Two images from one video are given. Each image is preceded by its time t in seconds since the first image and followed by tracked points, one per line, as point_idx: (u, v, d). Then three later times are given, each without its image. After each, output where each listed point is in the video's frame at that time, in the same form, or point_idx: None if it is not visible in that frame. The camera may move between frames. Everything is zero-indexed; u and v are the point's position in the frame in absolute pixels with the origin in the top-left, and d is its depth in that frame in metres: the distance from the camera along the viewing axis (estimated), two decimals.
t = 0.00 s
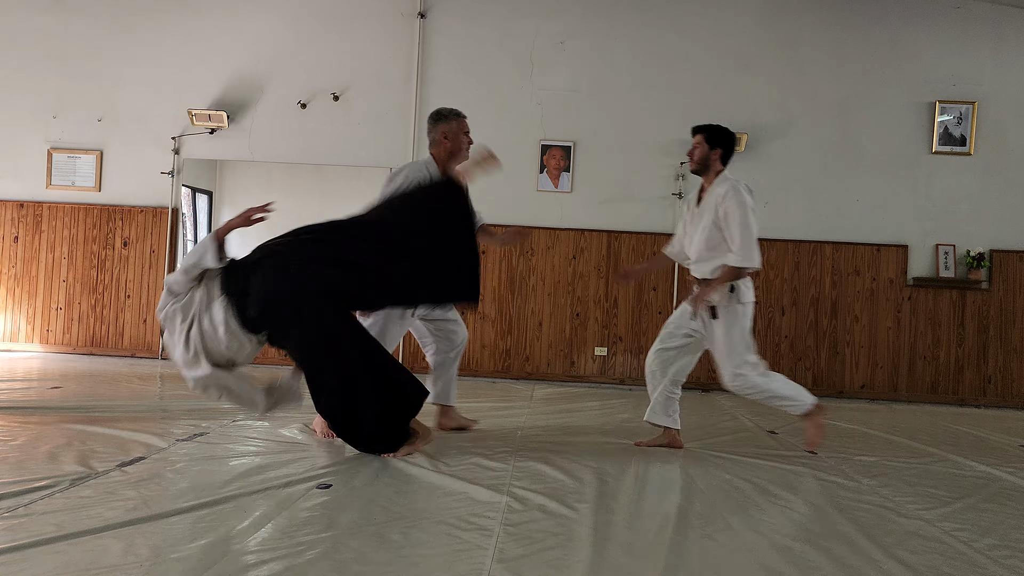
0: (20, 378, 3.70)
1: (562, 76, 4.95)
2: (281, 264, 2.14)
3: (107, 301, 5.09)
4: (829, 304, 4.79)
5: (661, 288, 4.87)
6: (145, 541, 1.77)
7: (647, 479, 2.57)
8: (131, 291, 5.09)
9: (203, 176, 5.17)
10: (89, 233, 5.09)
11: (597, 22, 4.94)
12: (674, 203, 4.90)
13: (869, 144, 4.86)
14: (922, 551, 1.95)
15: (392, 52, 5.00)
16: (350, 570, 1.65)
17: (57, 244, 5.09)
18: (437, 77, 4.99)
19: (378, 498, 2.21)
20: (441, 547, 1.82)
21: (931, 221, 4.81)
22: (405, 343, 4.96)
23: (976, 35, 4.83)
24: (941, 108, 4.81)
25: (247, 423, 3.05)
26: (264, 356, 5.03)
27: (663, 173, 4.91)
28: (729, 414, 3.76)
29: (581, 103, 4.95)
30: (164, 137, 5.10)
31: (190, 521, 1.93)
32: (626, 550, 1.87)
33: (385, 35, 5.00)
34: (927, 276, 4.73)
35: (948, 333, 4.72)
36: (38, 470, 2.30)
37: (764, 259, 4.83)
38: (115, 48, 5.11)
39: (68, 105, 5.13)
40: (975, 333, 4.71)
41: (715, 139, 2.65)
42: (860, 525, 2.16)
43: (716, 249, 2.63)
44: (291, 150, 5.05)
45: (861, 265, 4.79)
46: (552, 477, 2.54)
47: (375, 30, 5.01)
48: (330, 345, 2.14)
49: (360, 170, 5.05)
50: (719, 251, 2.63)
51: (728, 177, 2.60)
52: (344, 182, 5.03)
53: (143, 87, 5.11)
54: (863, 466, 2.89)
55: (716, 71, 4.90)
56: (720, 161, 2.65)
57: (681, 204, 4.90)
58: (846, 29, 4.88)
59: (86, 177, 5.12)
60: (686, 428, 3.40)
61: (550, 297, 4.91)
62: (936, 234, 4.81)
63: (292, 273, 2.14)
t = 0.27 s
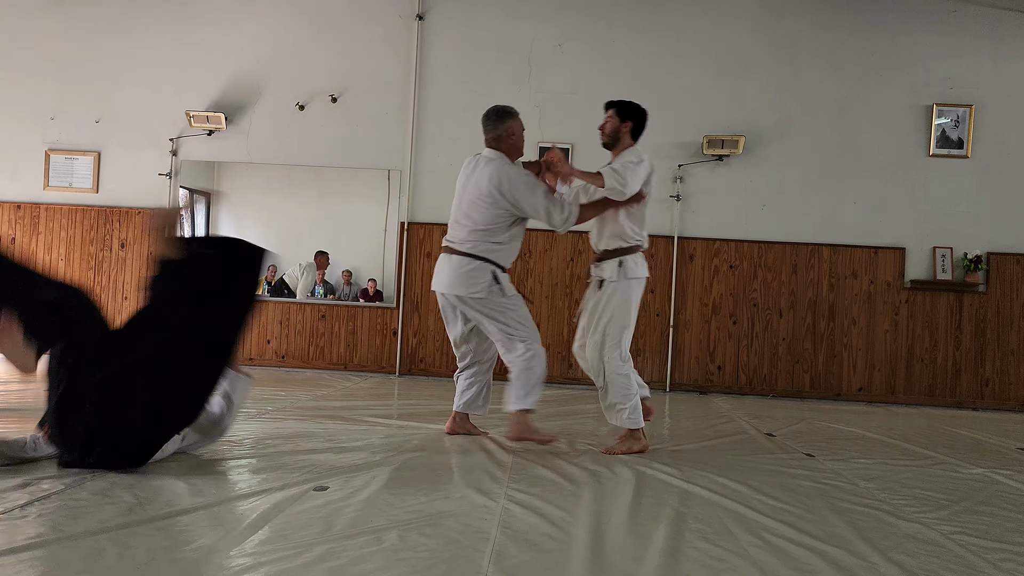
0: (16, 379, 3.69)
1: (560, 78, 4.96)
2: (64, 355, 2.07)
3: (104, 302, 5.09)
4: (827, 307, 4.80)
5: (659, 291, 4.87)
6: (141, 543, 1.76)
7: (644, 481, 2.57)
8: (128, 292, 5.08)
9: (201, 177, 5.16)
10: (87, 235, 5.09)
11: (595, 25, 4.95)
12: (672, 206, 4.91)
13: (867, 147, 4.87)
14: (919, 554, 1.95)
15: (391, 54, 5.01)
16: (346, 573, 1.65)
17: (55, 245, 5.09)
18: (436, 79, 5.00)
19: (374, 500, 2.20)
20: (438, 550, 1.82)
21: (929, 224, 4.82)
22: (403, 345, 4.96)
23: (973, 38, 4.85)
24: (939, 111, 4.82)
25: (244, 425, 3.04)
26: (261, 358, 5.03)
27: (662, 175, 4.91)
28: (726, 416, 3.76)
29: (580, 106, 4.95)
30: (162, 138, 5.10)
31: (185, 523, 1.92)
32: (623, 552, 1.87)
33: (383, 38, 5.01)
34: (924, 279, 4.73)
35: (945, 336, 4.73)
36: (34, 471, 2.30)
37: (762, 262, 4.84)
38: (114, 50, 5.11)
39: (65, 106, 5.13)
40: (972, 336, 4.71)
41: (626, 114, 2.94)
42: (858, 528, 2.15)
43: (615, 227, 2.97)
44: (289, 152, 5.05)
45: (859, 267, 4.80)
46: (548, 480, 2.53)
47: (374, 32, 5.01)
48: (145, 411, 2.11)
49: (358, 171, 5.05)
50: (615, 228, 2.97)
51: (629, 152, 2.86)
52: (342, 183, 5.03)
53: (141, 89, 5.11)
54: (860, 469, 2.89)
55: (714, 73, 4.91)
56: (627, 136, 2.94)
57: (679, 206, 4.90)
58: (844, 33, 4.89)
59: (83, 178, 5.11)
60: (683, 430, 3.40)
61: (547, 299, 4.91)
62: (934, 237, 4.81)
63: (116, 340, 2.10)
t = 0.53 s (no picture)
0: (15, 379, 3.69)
1: (560, 79, 4.96)
2: None
3: (103, 303, 5.08)
4: (827, 307, 4.79)
5: (659, 291, 4.87)
6: (139, 544, 1.76)
7: (643, 482, 2.57)
8: (128, 293, 5.08)
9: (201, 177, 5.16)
10: (87, 235, 5.08)
11: (596, 25, 4.94)
12: (672, 206, 4.90)
13: (867, 147, 4.87)
14: (919, 555, 1.95)
15: (391, 54, 5.00)
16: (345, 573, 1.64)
17: (54, 245, 5.09)
18: (436, 80, 5.00)
19: (373, 501, 2.20)
20: (437, 551, 1.81)
21: (929, 225, 4.82)
22: (403, 345, 4.96)
23: (974, 39, 4.85)
24: (939, 112, 4.82)
25: (243, 425, 3.04)
26: (261, 358, 5.03)
27: (662, 176, 4.91)
28: (726, 417, 3.76)
29: (580, 106, 4.95)
30: (162, 138, 5.10)
31: (183, 524, 1.92)
32: (622, 553, 1.86)
33: (383, 38, 5.01)
34: (924, 280, 4.73)
35: (945, 337, 4.72)
36: (32, 471, 2.30)
37: (762, 262, 4.83)
38: (114, 50, 5.11)
39: (65, 106, 5.13)
40: (972, 337, 4.71)
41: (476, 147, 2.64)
42: (857, 529, 2.15)
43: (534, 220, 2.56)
44: (290, 152, 5.05)
45: (859, 268, 4.80)
46: (548, 480, 2.53)
47: (374, 33, 5.01)
48: None
49: (358, 172, 5.04)
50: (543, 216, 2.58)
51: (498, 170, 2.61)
52: (342, 183, 5.02)
53: (141, 89, 5.11)
54: (860, 470, 2.88)
55: (714, 74, 4.91)
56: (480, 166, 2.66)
57: (679, 207, 4.90)
58: (844, 34, 4.89)
59: (83, 178, 5.11)
60: (683, 431, 3.39)
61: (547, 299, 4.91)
62: (934, 238, 4.81)
63: None
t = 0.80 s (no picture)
0: (26, 378, 3.71)
1: (568, 79, 4.95)
2: None
3: (113, 302, 5.11)
4: (835, 308, 4.78)
5: (667, 291, 4.86)
6: (148, 542, 1.77)
7: (652, 483, 2.57)
8: (137, 292, 5.11)
9: (209, 177, 5.17)
10: (97, 234, 5.11)
11: (604, 25, 4.94)
12: (680, 207, 4.90)
13: (877, 147, 4.85)
14: (929, 557, 1.94)
15: (399, 55, 5.01)
16: (353, 572, 1.65)
17: (64, 245, 5.12)
18: (444, 80, 5.00)
19: (382, 501, 2.21)
20: (445, 550, 1.82)
21: (938, 225, 4.79)
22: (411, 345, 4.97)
23: (984, 39, 4.82)
24: (949, 112, 4.79)
25: (252, 424, 3.05)
26: (269, 358, 5.04)
27: (670, 176, 4.91)
28: (734, 418, 3.75)
29: (588, 106, 4.95)
30: (171, 139, 5.12)
31: (192, 522, 1.93)
32: (630, 554, 1.86)
33: (391, 38, 5.02)
34: (934, 281, 4.71)
35: (955, 338, 4.70)
36: (44, 470, 2.31)
37: (770, 263, 4.82)
38: (124, 51, 5.14)
39: (76, 107, 5.16)
40: (982, 339, 4.68)
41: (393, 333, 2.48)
42: (867, 531, 2.14)
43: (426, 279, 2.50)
44: (298, 152, 5.06)
45: (868, 269, 4.78)
46: (556, 481, 2.53)
47: (382, 33, 5.02)
48: None
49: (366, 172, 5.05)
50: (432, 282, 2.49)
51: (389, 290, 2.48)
52: (351, 183, 5.08)
53: (151, 89, 5.13)
54: (869, 472, 2.87)
55: (722, 74, 4.90)
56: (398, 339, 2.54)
57: (687, 207, 4.89)
58: (854, 33, 4.87)
59: (93, 178, 5.14)
60: (691, 432, 3.39)
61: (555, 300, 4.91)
62: (943, 238, 4.79)
63: None
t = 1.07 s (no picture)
0: (37, 376, 3.73)
1: (577, 79, 4.95)
2: None
3: (124, 301, 5.13)
4: (845, 308, 4.76)
5: (675, 291, 4.85)
6: (159, 539, 1.78)
7: (660, 482, 2.56)
8: (148, 291, 5.13)
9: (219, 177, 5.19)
10: (107, 234, 5.14)
11: (612, 25, 4.93)
12: (688, 207, 4.89)
13: (887, 147, 4.83)
14: (939, 558, 1.93)
15: (407, 55, 5.02)
16: (362, 570, 1.65)
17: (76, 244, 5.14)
18: (453, 80, 5.01)
19: (391, 499, 2.21)
20: (453, 548, 1.82)
21: (948, 225, 4.77)
22: (420, 344, 4.98)
23: (995, 38, 4.79)
24: (960, 112, 4.77)
25: (263, 423, 3.06)
26: (278, 357, 5.06)
27: (678, 176, 4.90)
28: (743, 418, 3.74)
29: (596, 106, 4.94)
30: (181, 139, 5.15)
31: (202, 519, 1.94)
32: (638, 553, 1.86)
33: (400, 38, 5.03)
34: (944, 282, 4.68)
35: (966, 339, 4.67)
36: (57, 468, 2.33)
37: (779, 263, 4.81)
38: (135, 51, 5.16)
39: (87, 107, 5.19)
40: (993, 339, 4.66)
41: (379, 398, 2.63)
42: (876, 531, 2.13)
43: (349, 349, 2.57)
44: (308, 152, 5.08)
45: (877, 269, 4.76)
46: (565, 480, 2.53)
47: (391, 33, 5.03)
48: None
49: (376, 171, 5.06)
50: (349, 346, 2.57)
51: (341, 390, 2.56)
52: (359, 183, 5.04)
53: (162, 89, 5.15)
54: (879, 472, 2.86)
55: (731, 74, 4.89)
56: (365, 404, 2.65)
57: (695, 207, 4.88)
58: (863, 33, 4.85)
59: (104, 178, 5.17)
60: (701, 432, 3.38)
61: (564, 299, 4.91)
62: (954, 239, 4.76)
63: None
